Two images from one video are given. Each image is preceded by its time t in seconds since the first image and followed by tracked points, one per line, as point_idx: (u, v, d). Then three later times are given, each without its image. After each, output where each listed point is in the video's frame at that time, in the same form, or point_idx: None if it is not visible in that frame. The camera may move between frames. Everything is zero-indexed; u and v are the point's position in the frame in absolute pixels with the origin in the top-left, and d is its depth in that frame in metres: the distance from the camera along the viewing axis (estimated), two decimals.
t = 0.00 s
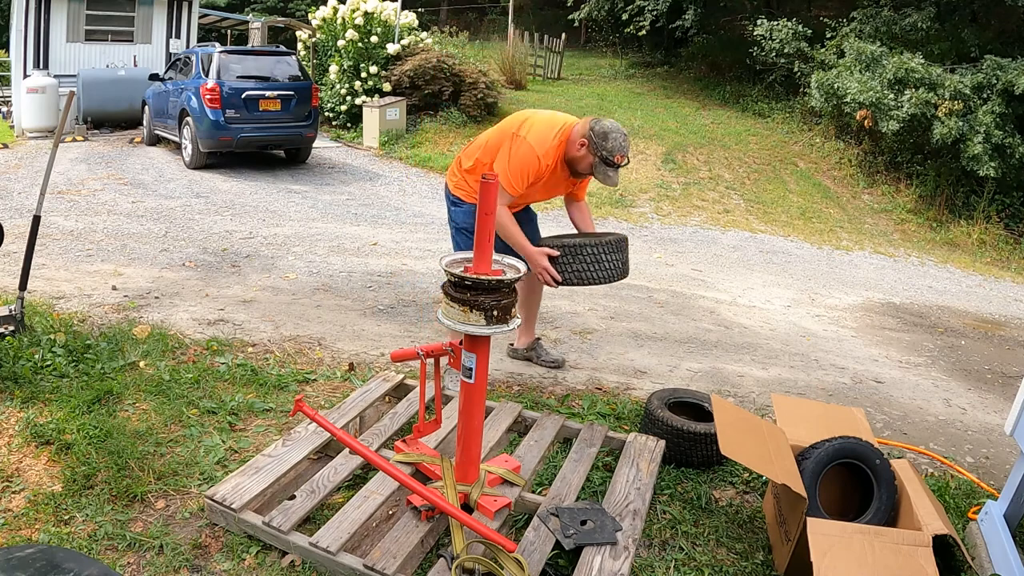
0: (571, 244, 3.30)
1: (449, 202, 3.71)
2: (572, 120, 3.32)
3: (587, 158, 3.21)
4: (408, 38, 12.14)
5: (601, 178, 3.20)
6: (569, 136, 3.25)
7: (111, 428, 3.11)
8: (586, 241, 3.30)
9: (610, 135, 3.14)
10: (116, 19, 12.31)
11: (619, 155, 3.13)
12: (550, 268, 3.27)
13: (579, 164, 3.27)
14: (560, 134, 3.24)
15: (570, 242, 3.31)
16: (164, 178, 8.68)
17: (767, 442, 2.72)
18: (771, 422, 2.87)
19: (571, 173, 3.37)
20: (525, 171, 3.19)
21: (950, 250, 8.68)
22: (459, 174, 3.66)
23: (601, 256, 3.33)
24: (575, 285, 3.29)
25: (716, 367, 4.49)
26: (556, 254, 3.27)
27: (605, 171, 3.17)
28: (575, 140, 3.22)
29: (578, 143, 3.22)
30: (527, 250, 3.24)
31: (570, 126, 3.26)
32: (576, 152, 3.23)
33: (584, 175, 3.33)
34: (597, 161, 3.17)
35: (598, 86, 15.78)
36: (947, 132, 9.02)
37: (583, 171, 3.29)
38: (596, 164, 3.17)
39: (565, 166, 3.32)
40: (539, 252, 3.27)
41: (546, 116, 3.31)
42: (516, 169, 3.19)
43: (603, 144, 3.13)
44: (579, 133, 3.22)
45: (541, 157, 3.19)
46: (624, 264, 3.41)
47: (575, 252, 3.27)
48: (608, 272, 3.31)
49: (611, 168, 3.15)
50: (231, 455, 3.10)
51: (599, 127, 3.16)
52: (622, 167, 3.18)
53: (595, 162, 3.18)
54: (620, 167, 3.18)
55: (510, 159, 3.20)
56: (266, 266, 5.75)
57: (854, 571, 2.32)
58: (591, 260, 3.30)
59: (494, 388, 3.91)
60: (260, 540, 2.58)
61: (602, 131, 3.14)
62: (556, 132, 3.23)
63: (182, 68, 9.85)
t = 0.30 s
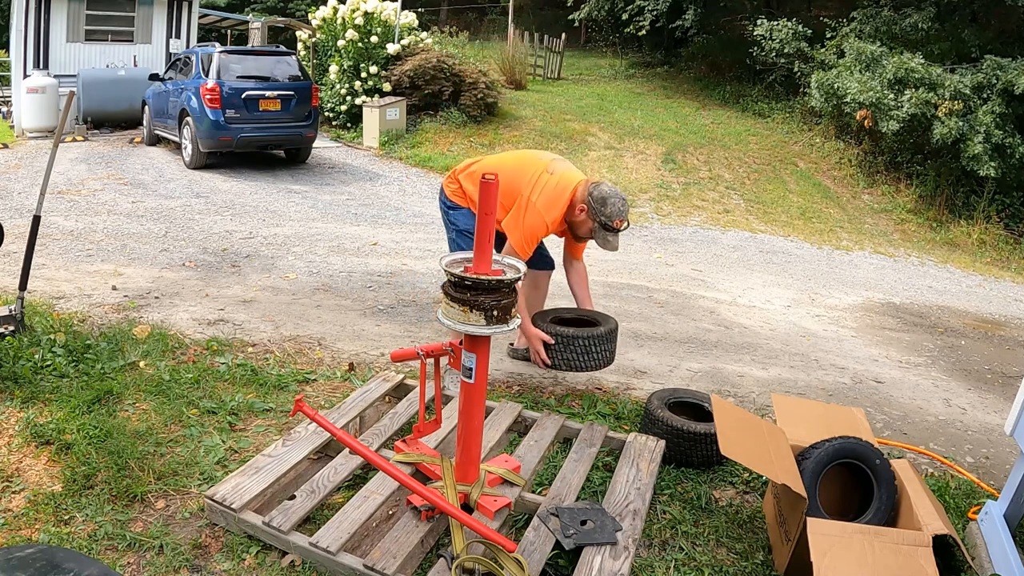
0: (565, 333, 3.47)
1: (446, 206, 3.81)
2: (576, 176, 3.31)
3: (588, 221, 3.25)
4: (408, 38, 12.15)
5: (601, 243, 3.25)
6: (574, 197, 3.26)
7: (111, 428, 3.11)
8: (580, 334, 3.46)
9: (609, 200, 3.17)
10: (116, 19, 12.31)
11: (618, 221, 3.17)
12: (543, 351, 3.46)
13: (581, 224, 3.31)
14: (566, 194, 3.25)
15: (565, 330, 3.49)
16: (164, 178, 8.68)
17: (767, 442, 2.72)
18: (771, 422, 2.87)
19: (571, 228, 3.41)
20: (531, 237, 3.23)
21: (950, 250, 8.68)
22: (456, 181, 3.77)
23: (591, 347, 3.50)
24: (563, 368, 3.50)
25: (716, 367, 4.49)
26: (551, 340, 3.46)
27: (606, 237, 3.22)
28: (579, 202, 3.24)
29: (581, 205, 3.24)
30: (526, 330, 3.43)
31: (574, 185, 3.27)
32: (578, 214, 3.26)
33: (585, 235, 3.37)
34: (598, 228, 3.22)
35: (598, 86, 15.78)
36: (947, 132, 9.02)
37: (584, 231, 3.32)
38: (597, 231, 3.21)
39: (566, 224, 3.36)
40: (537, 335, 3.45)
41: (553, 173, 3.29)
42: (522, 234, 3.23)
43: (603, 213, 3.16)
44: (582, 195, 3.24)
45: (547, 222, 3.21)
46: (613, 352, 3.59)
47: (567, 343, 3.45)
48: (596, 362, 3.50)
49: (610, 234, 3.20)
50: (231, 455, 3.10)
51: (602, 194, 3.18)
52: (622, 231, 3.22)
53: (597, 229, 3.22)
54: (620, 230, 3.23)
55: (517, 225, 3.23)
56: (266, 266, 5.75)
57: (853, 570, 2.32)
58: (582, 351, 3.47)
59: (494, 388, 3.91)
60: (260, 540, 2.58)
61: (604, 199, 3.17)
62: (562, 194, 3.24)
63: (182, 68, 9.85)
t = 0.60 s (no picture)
0: (585, 373, 3.47)
1: (447, 209, 3.83)
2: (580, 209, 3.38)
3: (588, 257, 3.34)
4: (408, 38, 12.14)
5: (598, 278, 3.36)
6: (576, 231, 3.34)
7: (111, 428, 3.11)
8: (600, 374, 3.47)
9: (609, 239, 3.26)
10: (116, 19, 12.31)
11: (614, 258, 3.28)
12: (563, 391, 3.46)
13: (579, 257, 3.39)
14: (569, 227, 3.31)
15: (585, 369, 3.49)
16: (164, 178, 8.68)
17: (767, 442, 2.72)
18: (771, 422, 2.87)
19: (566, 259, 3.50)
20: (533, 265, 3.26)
21: (950, 250, 8.68)
22: (457, 187, 3.77)
23: (610, 386, 3.51)
24: (581, 409, 3.51)
25: (716, 367, 4.49)
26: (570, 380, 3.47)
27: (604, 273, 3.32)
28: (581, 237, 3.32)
29: (581, 239, 3.32)
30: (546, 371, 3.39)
31: (577, 218, 3.33)
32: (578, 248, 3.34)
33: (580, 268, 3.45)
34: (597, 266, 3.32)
35: (598, 86, 15.78)
36: (947, 132, 9.02)
37: (580, 263, 3.42)
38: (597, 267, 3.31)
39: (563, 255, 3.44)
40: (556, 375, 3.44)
41: (557, 206, 3.36)
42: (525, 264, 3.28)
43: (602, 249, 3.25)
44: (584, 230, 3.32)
45: (552, 255, 3.27)
46: (630, 389, 3.61)
47: (586, 383, 3.46)
48: (614, 400, 3.52)
49: (607, 271, 3.31)
50: (231, 455, 3.10)
51: (603, 231, 3.27)
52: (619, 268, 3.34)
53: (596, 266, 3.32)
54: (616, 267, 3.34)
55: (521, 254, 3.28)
56: (266, 266, 5.75)
57: (853, 570, 2.32)
58: (602, 390, 3.49)
59: (494, 388, 3.91)
60: (260, 540, 2.58)
61: (604, 236, 3.26)
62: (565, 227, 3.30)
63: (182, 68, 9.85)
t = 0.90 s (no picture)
0: (598, 399, 3.42)
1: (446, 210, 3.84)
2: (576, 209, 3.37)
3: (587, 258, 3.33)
4: (408, 38, 12.14)
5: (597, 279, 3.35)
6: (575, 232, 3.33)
7: (111, 428, 3.11)
8: (612, 400, 3.41)
9: (606, 240, 3.25)
10: (116, 19, 12.31)
11: (612, 259, 3.26)
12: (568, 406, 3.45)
13: (578, 258, 3.37)
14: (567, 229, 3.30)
15: (597, 394, 3.44)
16: (164, 178, 8.68)
17: (767, 442, 2.72)
18: (771, 423, 2.87)
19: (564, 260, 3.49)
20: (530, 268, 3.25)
21: (950, 250, 8.68)
22: (457, 188, 3.77)
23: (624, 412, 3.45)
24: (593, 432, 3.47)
25: (716, 367, 4.50)
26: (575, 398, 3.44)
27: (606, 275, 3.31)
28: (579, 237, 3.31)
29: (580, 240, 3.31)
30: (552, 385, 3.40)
31: (575, 220, 3.31)
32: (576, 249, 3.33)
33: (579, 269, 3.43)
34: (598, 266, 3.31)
35: (598, 86, 15.79)
36: (947, 132, 9.02)
37: (579, 264, 3.40)
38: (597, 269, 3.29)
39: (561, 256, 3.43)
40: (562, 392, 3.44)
41: (555, 208, 3.34)
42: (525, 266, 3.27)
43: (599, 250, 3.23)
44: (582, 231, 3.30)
45: (550, 257, 3.26)
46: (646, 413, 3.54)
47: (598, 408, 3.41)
48: (629, 425, 3.45)
49: (606, 272, 3.29)
50: (231, 455, 3.10)
51: (601, 233, 3.25)
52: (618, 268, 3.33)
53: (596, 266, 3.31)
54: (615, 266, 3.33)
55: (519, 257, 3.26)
56: (266, 266, 5.75)
57: (853, 570, 2.32)
58: (614, 415, 3.44)
59: (494, 388, 3.91)
60: (260, 540, 2.58)
61: (602, 238, 3.24)
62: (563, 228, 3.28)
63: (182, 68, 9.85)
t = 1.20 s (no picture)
0: (599, 398, 3.44)
1: (449, 199, 3.84)
2: (576, 165, 3.29)
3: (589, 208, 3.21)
4: (408, 38, 12.14)
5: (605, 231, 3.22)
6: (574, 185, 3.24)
7: (111, 428, 3.12)
8: (613, 400, 3.42)
9: (610, 190, 3.13)
10: (116, 19, 12.31)
11: (619, 210, 3.13)
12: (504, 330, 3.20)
13: (582, 214, 3.27)
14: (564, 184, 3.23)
15: (598, 394, 3.45)
16: (164, 178, 8.68)
17: (767, 442, 2.72)
18: (771, 422, 2.87)
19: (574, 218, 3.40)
20: (525, 224, 3.22)
21: (950, 250, 8.68)
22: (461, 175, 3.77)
23: (625, 411, 3.45)
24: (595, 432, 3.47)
25: (716, 367, 4.49)
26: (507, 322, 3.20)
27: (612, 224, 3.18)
28: (578, 193, 3.21)
29: (582, 195, 3.21)
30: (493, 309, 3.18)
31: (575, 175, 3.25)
32: (578, 205, 3.23)
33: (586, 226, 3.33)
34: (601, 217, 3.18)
35: (598, 86, 15.79)
36: (947, 132, 9.02)
37: (585, 220, 3.29)
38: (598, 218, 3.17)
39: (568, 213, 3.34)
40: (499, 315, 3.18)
41: (552, 164, 3.29)
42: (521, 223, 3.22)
43: (602, 200, 3.12)
44: (582, 185, 3.20)
45: (543, 209, 3.20)
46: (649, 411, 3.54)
47: (598, 408, 3.43)
48: (630, 425, 3.45)
49: (613, 224, 3.16)
50: (231, 455, 3.10)
51: (598, 183, 3.15)
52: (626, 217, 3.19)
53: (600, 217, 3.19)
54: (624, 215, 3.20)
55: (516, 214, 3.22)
56: (266, 266, 5.75)
57: (853, 570, 2.32)
58: (615, 414, 3.44)
59: (494, 387, 3.91)
60: (260, 540, 2.58)
61: (600, 187, 3.14)
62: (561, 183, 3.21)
63: (182, 68, 9.85)
